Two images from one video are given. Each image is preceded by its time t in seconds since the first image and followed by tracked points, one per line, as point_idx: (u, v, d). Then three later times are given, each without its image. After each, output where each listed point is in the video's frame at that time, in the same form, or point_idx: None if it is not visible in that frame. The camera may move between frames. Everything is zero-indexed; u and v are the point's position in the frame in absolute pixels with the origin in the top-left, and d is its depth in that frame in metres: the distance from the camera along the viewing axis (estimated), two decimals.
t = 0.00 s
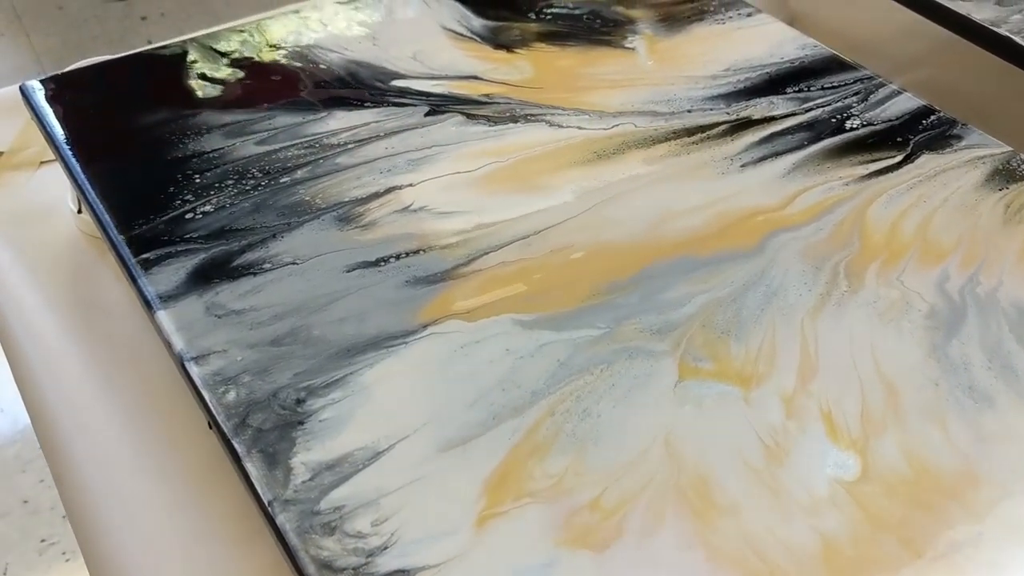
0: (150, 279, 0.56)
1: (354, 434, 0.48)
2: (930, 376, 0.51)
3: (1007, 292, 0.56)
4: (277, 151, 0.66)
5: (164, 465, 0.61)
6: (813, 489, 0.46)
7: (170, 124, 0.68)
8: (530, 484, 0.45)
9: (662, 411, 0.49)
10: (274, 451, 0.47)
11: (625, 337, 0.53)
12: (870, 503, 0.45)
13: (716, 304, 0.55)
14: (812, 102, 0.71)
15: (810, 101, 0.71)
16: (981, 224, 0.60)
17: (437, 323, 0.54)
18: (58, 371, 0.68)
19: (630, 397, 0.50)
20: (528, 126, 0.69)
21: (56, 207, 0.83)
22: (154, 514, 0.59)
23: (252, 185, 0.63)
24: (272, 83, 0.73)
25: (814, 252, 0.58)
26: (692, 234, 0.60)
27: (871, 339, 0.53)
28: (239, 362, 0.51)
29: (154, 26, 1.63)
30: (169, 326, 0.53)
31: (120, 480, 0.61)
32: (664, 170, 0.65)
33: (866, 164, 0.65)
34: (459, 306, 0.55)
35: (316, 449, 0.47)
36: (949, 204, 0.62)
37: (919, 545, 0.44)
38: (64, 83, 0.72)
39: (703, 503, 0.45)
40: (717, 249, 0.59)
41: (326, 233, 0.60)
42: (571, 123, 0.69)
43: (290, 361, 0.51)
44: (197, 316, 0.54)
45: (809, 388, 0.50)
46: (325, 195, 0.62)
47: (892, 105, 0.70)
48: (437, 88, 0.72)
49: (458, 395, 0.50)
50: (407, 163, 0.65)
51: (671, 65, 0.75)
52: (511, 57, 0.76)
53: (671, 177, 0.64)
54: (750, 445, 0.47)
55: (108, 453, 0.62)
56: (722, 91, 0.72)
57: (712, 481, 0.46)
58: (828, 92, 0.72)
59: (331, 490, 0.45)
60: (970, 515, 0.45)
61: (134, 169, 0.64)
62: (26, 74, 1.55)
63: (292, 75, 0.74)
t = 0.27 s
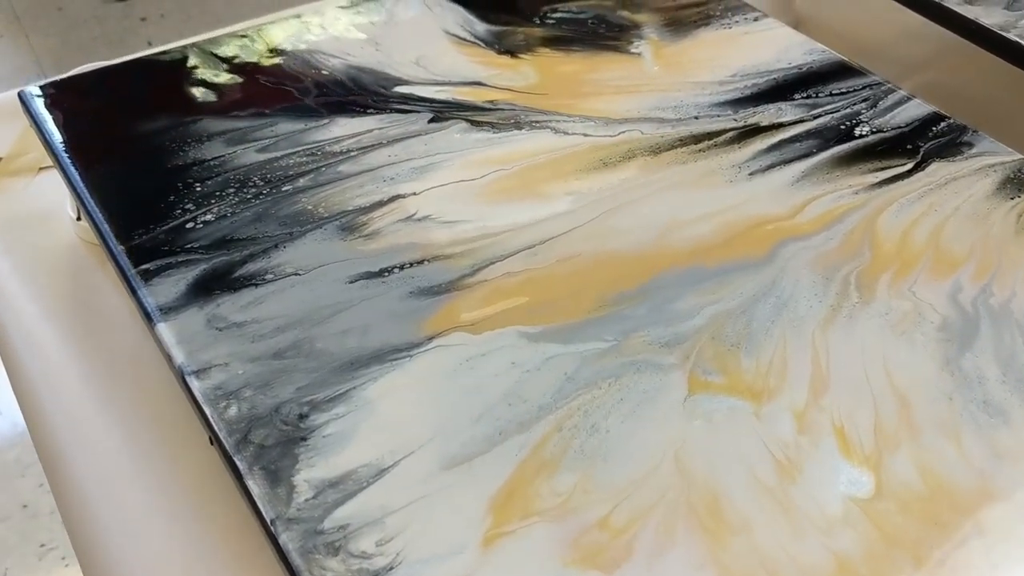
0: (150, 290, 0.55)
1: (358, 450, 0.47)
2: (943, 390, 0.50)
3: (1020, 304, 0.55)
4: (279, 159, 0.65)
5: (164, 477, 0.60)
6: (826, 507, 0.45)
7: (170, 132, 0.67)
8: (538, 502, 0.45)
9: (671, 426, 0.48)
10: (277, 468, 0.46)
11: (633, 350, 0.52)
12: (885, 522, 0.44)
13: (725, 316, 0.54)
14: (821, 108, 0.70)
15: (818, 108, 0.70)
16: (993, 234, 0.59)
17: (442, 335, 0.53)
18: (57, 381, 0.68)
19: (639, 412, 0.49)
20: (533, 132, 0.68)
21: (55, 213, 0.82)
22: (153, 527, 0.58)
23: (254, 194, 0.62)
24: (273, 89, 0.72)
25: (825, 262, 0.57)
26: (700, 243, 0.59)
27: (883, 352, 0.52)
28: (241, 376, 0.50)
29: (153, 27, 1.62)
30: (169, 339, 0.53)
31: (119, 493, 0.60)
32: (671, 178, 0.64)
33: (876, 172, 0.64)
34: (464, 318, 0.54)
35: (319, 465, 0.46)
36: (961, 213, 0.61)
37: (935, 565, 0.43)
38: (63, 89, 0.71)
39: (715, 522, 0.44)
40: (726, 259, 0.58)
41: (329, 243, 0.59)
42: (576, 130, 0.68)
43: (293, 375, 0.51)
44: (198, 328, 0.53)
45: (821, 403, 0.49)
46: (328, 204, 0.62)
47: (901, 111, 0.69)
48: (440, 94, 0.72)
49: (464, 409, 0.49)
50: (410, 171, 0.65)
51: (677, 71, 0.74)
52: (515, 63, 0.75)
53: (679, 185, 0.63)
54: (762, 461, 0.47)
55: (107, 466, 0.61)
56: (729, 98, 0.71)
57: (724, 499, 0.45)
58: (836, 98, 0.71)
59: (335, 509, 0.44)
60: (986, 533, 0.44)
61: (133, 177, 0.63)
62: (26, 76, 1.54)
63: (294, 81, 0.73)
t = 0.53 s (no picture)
0: (150, 301, 0.55)
1: (363, 466, 0.46)
2: (958, 403, 0.49)
3: None
4: (280, 167, 0.64)
5: (163, 493, 0.60)
6: (839, 524, 0.44)
7: (169, 139, 0.66)
8: (546, 519, 0.44)
9: (681, 441, 0.47)
10: (279, 485, 0.45)
11: (642, 362, 0.51)
12: (900, 540, 0.43)
13: (735, 327, 0.53)
14: (829, 114, 0.69)
15: (827, 113, 0.69)
16: (1006, 242, 0.58)
17: (447, 347, 0.52)
18: (56, 393, 0.67)
19: (648, 426, 0.48)
20: (538, 138, 0.67)
21: (54, 219, 0.81)
22: (152, 543, 0.57)
23: (255, 202, 0.61)
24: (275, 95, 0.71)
25: (835, 271, 0.57)
26: (708, 252, 0.58)
27: (896, 364, 0.51)
28: (243, 390, 0.50)
29: (153, 27, 1.61)
30: (169, 352, 0.52)
31: (118, 508, 0.59)
32: (678, 185, 0.63)
33: (885, 179, 0.63)
34: (469, 330, 0.53)
35: (322, 482, 0.45)
36: (973, 221, 0.60)
37: None
38: (62, 95, 0.70)
39: (727, 540, 0.43)
40: (735, 268, 0.57)
41: (331, 253, 0.58)
42: (581, 136, 0.67)
43: (295, 388, 0.50)
44: (199, 341, 0.52)
45: (833, 416, 0.48)
46: (330, 212, 0.61)
47: (911, 117, 0.68)
48: (443, 99, 0.71)
49: (470, 423, 0.48)
50: (413, 179, 0.64)
51: (683, 75, 0.73)
52: (519, 67, 0.74)
53: (686, 193, 0.63)
54: (774, 477, 0.46)
55: (107, 481, 0.61)
56: (736, 103, 0.70)
57: (736, 516, 0.44)
58: (844, 103, 0.70)
59: (339, 527, 0.43)
60: (1004, 551, 0.43)
61: (133, 186, 0.62)
62: (26, 77, 1.53)
63: (295, 86, 0.72)
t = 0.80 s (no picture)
0: (148, 311, 0.54)
1: (366, 482, 0.45)
2: (973, 416, 0.48)
3: None
4: (281, 173, 0.63)
5: (164, 507, 0.59)
6: (853, 542, 0.43)
7: (167, 144, 0.65)
8: (554, 537, 0.43)
9: (691, 455, 0.46)
10: (280, 501, 0.44)
11: (650, 373, 0.50)
12: (915, 558, 0.42)
13: (744, 338, 0.52)
14: (837, 118, 0.68)
15: (834, 117, 0.68)
16: (1019, 249, 0.57)
17: (451, 358, 0.51)
18: (53, 405, 0.66)
19: (658, 440, 0.47)
20: (542, 144, 0.66)
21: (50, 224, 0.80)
22: (154, 560, 0.57)
23: (254, 209, 0.60)
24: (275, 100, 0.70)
25: (845, 280, 0.56)
26: (716, 260, 0.57)
27: (909, 376, 0.50)
28: (243, 404, 0.48)
29: (151, 27, 1.60)
30: (168, 364, 0.51)
31: (119, 524, 0.59)
32: (684, 191, 0.62)
33: (895, 184, 0.62)
34: (474, 340, 0.52)
35: (325, 499, 0.44)
36: (985, 227, 0.59)
37: None
38: (58, 100, 0.69)
39: (739, 558, 0.42)
40: (744, 277, 0.56)
41: (332, 261, 0.57)
42: (585, 141, 0.66)
43: (296, 402, 0.49)
44: (198, 352, 0.51)
45: (846, 429, 0.47)
46: (331, 220, 0.60)
47: (920, 121, 0.67)
48: (445, 104, 0.70)
49: (475, 438, 0.47)
50: (415, 185, 0.63)
51: (688, 79, 0.72)
52: (521, 71, 0.73)
53: (693, 199, 0.62)
54: (786, 493, 0.45)
55: (106, 496, 0.60)
56: (742, 107, 0.69)
57: (747, 533, 0.43)
58: (852, 107, 0.69)
59: (342, 546, 0.42)
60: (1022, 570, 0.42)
61: (130, 193, 0.61)
62: (22, 77, 1.52)
63: (295, 90, 0.71)
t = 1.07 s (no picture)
0: (147, 323, 0.52)
1: (370, 501, 0.44)
2: (990, 431, 0.47)
3: None
4: (282, 181, 0.62)
5: (164, 523, 0.58)
6: (870, 562, 0.42)
7: (166, 151, 0.64)
8: (564, 558, 0.42)
9: (703, 473, 0.45)
10: (283, 521, 0.43)
11: (660, 387, 0.49)
12: None
13: (756, 350, 0.51)
14: (846, 123, 0.67)
15: (844, 122, 0.67)
16: None
17: (457, 371, 0.50)
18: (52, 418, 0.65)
19: (669, 456, 0.46)
20: (547, 150, 0.65)
21: (47, 230, 0.79)
22: None
23: (255, 218, 0.59)
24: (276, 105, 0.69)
25: (858, 290, 0.55)
26: (726, 269, 0.56)
27: (925, 389, 0.49)
28: (244, 419, 0.47)
29: (148, 26, 1.59)
30: (167, 378, 0.50)
31: (119, 540, 0.58)
32: (692, 199, 0.61)
33: (907, 191, 0.61)
34: (479, 353, 0.51)
35: (329, 518, 0.43)
36: (999, 235, 0.58)
37: None
38: (55, 105, 0.68)
39: None
40: (754, 287, 0.55)
41: (335, 271, 0.56)
42: (591, 147, 0.65)
43: (299, 417, 0.48)
44: (198, 366, 0.50)
45: (861, 445, 0.46)
46: (334, 229, 0.59)
47: (931, 126, 0.66)
48: (449, 109, 0.69)
49: (482, 455, 0.46)
50: (419, 193, 0.62)
51: (695, 83, 0.71)
52: (525, 75, 0.72)
53: (702, 206, 0.60)
54: (801, 511, 0.44)
55: (106, 512, 0.59)
56: (750, 112, 0.68)
57: (762, 554, 0.42)
58: (862, 111, 0.68)
59: (347, 568, 0.41)
60: None
61: (129, 201, 0.60)
62: (18, 77, 1.50)
63: (295, 95, 0.70)
